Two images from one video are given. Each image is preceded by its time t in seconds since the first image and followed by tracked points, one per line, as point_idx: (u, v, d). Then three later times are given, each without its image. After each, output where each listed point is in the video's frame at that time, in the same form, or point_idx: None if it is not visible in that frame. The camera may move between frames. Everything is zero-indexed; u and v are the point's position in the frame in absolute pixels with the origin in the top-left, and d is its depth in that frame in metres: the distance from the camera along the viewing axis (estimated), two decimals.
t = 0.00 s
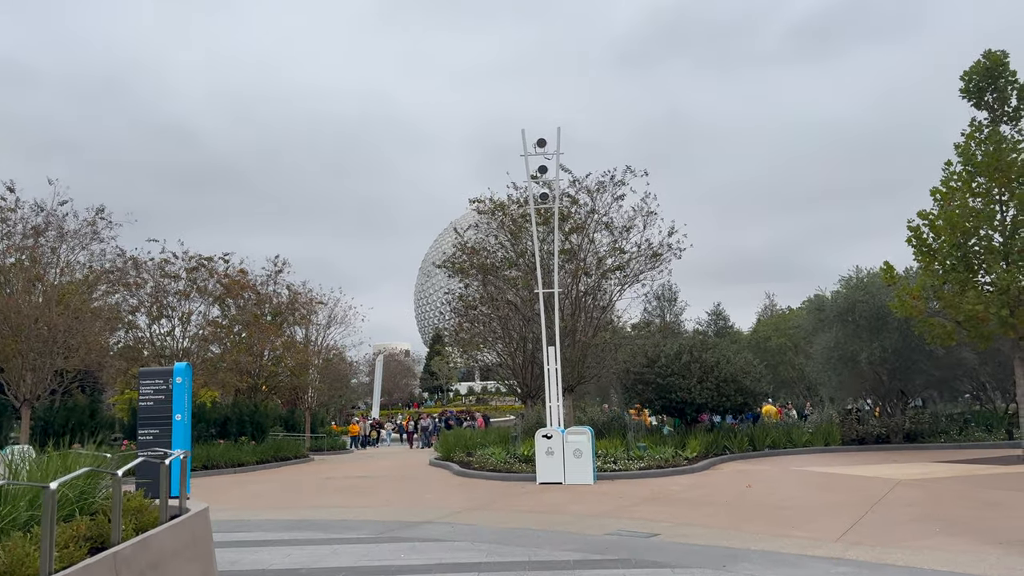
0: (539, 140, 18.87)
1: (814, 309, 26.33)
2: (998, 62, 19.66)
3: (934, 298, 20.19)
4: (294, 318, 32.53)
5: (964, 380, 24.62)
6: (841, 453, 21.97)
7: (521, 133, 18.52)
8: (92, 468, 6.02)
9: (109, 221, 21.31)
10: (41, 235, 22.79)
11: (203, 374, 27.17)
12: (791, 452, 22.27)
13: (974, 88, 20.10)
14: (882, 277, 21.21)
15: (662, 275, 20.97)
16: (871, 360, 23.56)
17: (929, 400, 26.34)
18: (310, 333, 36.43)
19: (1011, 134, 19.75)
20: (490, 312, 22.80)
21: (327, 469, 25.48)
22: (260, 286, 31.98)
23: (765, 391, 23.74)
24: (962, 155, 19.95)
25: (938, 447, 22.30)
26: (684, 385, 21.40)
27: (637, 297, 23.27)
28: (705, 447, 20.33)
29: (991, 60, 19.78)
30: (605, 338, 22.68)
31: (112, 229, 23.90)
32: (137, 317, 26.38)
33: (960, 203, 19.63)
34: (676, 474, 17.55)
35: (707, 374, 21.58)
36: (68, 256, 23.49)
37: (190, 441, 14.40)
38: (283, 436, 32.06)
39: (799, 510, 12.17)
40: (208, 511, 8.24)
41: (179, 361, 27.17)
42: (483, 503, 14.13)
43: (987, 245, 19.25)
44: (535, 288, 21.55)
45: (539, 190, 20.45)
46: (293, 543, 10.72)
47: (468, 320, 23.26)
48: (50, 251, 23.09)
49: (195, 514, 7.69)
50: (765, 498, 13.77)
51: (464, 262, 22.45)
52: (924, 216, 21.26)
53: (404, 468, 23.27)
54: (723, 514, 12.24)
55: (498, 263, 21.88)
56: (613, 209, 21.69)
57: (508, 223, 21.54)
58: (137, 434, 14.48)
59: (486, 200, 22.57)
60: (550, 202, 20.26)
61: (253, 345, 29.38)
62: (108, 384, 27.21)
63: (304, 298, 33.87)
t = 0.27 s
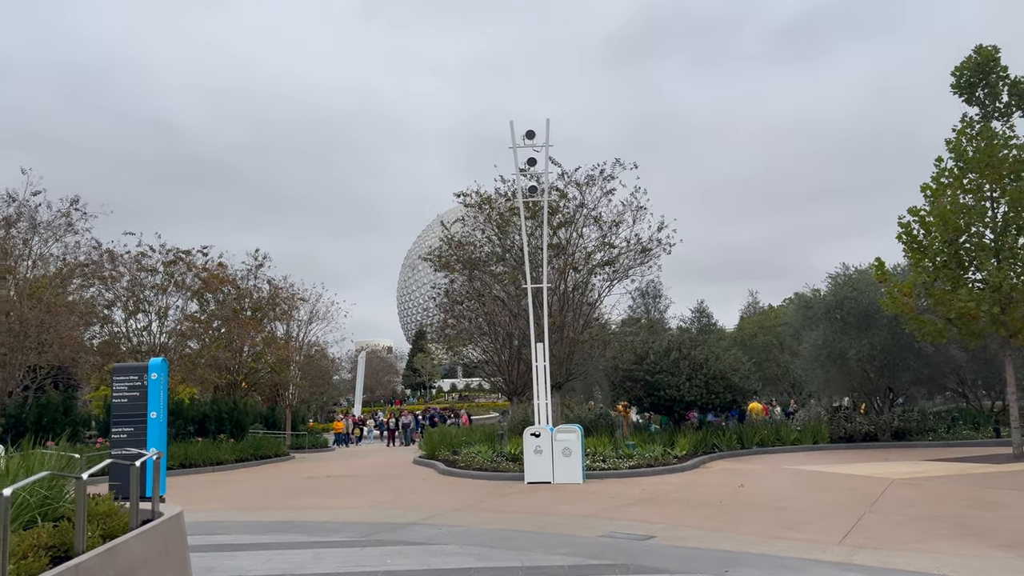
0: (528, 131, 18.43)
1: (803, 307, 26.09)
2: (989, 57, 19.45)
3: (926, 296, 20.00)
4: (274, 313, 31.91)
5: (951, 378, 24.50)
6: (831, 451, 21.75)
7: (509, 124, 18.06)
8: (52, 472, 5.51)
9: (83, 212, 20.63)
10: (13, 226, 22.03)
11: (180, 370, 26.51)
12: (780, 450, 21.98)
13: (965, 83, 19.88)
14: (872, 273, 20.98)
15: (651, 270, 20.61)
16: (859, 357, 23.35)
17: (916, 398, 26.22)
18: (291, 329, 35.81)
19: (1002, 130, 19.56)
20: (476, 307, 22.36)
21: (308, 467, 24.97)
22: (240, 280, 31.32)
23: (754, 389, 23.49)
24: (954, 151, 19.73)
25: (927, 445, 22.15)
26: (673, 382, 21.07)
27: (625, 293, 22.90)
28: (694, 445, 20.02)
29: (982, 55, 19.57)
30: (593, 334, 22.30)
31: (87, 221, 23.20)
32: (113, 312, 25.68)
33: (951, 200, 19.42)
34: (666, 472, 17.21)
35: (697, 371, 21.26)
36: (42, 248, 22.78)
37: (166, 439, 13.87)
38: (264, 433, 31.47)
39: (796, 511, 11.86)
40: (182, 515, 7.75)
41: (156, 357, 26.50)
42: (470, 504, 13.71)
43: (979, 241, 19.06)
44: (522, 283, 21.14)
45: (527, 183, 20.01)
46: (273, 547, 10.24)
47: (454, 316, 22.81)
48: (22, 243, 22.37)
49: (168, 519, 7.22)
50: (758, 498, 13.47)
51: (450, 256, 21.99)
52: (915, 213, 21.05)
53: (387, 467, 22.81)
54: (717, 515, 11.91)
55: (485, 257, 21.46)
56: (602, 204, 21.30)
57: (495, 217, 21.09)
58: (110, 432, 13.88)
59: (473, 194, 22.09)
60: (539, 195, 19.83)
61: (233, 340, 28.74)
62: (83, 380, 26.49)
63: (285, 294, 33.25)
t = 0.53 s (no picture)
0: (521, 122, 18.04)
1: (794, 304, 25.88)
2: (986, 52, 19.25)
3: (921, 293, 19.80)
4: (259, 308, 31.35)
5: (943, 375, 24.37)
6: (824, 449, 21.55)
7: (502, 115, 17.66)
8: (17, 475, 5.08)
9: (62, 204, 19.99)
10: None
11: (162, 366, 25.94)
12: (772, 448, 21.74)
13: (962, 78, 19.68)
14: (867, 270, 20.76)
15: (644, 266, 20.31)
16: (851, 354, 23.16)
17: (908, 395, 26.09)
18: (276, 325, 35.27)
19: (999, 125, 19.37)
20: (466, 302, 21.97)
21: (294, 465, 24.49)
22: (223, 275, 30.75)
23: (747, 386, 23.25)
24: (951, 146, 19.52)
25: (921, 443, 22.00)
26: (665, 379, 20.78)
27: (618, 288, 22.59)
28: (687, 443, 19.73)
29: (979, 49, 19.36)
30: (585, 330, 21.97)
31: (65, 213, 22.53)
32: (93, 307, 25.05)
33: (947, 196, 19.22)
34: (661, 471, 16.91)
35: (690, 368, 20.97)
36: (21, 241, 22.13)
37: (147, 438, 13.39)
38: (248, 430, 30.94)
39: (798, 511, 11.57)
40: (161, 520, 7.33)
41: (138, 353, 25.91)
42: (462, 504, 13.33)
43: (975, 238, 18.88)
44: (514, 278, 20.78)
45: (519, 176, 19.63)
46: (259, 550, 9.82)
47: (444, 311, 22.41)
48: None
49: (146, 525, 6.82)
50: (757, 498, 13.18)
51: (439, 250, 21.57)
52: (909, 209, 20.86)
53: (375, 465, 22.38)
54: (717, 515, 11.60)
55: (476, 252, 21.08)
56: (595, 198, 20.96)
57: (486, 210, 20.69)
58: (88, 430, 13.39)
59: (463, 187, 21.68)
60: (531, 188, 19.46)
61: (216, 336, 28.18)
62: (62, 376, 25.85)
63: (270, 289, 32.70)
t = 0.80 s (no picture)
0: (516, 112, 17.65)
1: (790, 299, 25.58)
2: (988, 44, 18.99)
3: (920, 288, 19.54)
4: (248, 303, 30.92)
5: (941, 371, 24.16)
6: (820, 446, 21.32)
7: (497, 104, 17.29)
8: None
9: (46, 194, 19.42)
10: None
11: (148, 361, 25.46)
12: (768, 445, 21.48)
13: (963, 70, 19.42)
14: (866, 264, 20.49)
15: (641, 259, 19.97)
16: (848, 350, 22.90)
17: (903, 391, 25.90)
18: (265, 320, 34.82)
19: (999, 118, 19.14)
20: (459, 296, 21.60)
21: (283, 462, 24.07)
22: (211, 268, 30.27)
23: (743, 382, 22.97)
24: (951, 139, 19.27)
25: (918, 440, 21.82)
26: (661, 374, 20.47)
27: (614, 282, 22.27)
28: (683, 439, 19.43)
29: (980, 41, 19.10)
30: (580, 325, 21.65)
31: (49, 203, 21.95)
32: (78, 300, 24.49)
33: (947, 190, 18.97)
34: (658, 468, 16.58)
35: (686, 364, 20.66)
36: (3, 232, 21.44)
37: (129, 434, 13.12)
38: (236, 427, 30.50)
39: (802, 509, 11.26)
40: (142, 520, 6.99)
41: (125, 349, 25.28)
42: (455, 501, 12.97)
43: (975, 232, 18.64)
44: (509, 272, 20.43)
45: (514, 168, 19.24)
46: (245, 549, 9.42)
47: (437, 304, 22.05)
48: None
49: (123, 528, 6.47)
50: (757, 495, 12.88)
51: (432, 243, 21.17)
52: (908, 203, 20.60)
53: (366, 462, 22.02)
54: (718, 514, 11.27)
55: (470, 245, 20.71)
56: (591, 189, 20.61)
57: (480, 203, 20.31)
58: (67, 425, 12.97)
59: (457, 178, 21.28)
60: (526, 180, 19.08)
61: (204, 331, 27.69)
62: (46, 371, 25.32)
63: (259, 283, 32.22)
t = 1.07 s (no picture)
0: (517, 104, 17.25)
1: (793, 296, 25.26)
2: (997, 35, 18.65)
3: (927, 284, 19.21)
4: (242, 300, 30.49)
5: (945, 368, 23.85)
6: (824, 445, 21.00)
7: (497, 96, 16.89)
8: None
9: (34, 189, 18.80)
10: None
11: (140, 359, 25.01)
12: (771, 444, 21.14)
13: (971, 62, 19.09)
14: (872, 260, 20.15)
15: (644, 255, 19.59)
16: (852, 348, 22.56)
17: (906, 389, 25.60)
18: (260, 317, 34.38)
19: (1008, 111, 18.81)
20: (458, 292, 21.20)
21: (277, 461, 23.66)
22: (205, 265, 29.82)
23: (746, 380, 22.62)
24: (959, 133, 18.94)
25: (923, 439, 21.51)
26: (663, 372, 20.10)
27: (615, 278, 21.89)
28: (686, 438, 19.07)
29: (989, 33, 18.76)
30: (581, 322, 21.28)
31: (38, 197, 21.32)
32: (69, 297, 24.00)
33: (955, 184, 18.64)
34: (661, 468, 16.22)
35: (688, 361, 20.29)
36: None
37: (120, 434, 12.71)
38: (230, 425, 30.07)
39: (814, 512, 10.92)
40: (128, 527, 6.60)
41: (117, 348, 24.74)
42: (455, 503, 12.59)
43: (984, 227, 18.31)
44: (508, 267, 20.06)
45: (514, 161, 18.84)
46: (238, 555, 9.03)
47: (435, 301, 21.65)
48: None
49: (106, 538, 6.08)
50: (765, 497, 12.54)
51: (430, 238, 20.77)
52: (914, 198, 20.28)
53: (362, 461, 21.63)
54: (728, 517, 10.92)
55: (468, 240, 20.34)
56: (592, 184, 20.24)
57: (479, 197, 19.92)
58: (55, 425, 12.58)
59: (455, 172, 20.88)
60: (527, 174, 18.69)
61: (197, 328, 27.24)
62: (36, 368, 24.87)
63: (253, 279, 31.78)
